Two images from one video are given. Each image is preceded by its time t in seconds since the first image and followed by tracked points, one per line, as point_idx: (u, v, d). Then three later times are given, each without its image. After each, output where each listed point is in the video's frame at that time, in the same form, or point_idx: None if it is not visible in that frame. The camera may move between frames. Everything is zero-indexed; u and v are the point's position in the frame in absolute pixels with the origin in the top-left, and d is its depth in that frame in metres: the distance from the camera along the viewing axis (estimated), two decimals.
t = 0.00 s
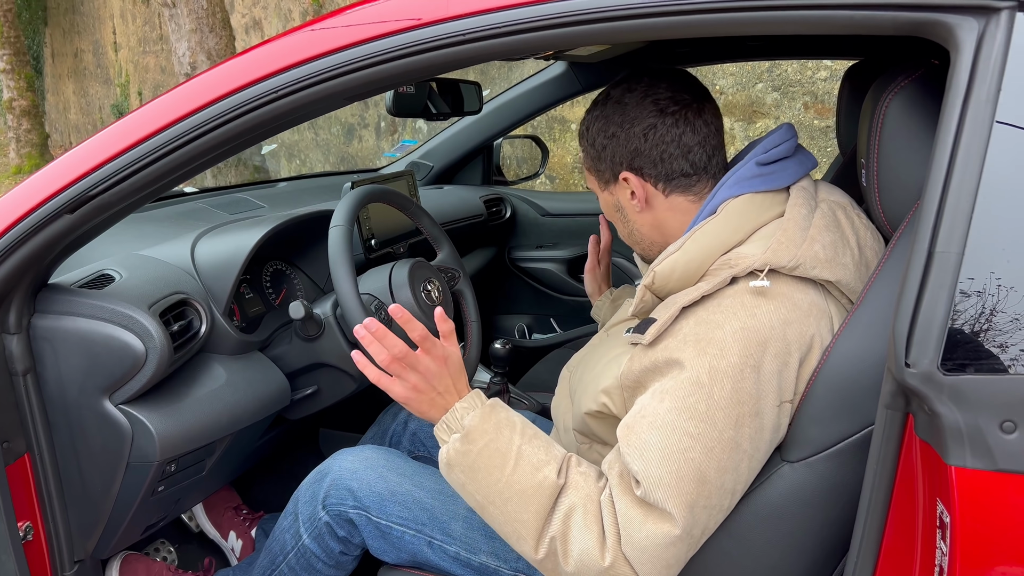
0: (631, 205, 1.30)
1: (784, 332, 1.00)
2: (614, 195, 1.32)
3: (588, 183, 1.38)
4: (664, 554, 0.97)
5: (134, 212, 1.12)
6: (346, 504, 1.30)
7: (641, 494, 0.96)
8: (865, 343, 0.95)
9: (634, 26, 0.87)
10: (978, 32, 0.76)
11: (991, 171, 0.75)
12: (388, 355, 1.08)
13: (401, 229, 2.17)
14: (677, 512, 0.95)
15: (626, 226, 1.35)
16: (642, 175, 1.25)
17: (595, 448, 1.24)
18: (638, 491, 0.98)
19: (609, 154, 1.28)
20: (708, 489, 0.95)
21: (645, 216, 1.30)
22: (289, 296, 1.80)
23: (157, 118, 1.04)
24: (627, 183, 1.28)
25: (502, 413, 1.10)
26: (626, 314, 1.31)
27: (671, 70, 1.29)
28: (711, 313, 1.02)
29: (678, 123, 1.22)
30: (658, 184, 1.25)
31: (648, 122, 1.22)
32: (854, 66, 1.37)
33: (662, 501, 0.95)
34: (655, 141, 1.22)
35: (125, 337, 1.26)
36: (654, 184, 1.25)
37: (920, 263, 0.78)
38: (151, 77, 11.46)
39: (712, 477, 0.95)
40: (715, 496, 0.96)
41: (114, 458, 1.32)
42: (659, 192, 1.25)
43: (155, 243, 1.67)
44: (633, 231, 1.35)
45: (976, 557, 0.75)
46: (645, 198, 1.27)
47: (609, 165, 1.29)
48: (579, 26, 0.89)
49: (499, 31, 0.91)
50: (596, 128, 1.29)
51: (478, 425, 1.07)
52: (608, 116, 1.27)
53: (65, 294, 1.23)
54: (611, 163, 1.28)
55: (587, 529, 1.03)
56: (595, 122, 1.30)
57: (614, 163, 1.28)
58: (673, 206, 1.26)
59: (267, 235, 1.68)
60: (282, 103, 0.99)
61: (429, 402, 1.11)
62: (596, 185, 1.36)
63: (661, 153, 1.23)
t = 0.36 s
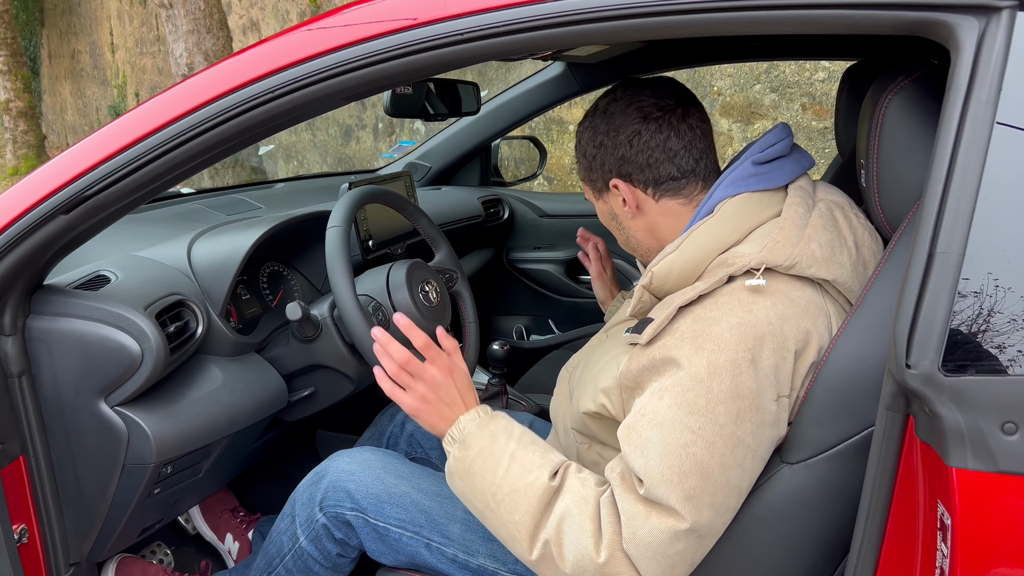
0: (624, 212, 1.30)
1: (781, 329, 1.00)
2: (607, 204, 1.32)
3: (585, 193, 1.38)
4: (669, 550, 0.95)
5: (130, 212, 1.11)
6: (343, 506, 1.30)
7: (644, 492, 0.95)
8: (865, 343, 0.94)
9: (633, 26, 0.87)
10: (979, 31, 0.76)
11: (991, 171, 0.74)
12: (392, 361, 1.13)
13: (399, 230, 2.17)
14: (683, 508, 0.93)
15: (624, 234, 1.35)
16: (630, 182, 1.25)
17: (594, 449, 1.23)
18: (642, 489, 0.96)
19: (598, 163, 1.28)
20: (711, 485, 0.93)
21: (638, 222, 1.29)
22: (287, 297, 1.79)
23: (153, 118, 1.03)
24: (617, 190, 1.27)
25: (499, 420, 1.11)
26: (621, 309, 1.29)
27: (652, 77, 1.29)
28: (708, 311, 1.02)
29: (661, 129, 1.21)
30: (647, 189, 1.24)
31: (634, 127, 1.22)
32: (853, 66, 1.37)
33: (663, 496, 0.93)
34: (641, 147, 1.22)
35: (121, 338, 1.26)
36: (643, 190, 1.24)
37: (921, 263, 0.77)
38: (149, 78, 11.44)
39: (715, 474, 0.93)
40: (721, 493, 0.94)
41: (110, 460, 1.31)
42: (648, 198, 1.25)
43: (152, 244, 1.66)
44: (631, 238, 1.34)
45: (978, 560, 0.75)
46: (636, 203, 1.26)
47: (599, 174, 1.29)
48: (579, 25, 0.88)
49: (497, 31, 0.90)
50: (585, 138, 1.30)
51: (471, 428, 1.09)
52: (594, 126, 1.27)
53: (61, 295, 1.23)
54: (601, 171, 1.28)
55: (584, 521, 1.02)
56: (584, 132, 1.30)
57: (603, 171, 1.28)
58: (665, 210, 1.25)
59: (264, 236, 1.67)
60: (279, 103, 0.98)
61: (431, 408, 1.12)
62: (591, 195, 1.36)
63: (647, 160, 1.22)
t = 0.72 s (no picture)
0: (619, 216, 1.27)
1: (772, 326, 1.00)
2: (602, 207, 1.28)
3: (575, 202, 1.34)
4: (670, 551, 0.94)
5: (130, 213, 1.11)
6: (348, 498, 1.30)
7: (642, 495, 0.95)
8: (864, 344, 0.94)
9: (631, 27, 0.87)
10: (979, 32, 0.76)
11: (991, 172, 0.74)
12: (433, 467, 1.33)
13: (397, 231, 2.17)
14: (687, 507, 0.93)
15: (614, 241, 1.31)
16: (631, 184, 1.23)
17: (593, 450, 1.23)
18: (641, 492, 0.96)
19: (596, 165, 1.26)
20: (711, 485, 0.93)
21: (633, 226, 1.27)
22: (286, 298, 1.79)
23: (153, 120, 1.03)
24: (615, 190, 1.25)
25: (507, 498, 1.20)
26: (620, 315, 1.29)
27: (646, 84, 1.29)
28: (700, 312, 1.02)
29: (666, 132, 1.23)
30: (648, 190, 1.23)
31: (644, 128, 1.23)
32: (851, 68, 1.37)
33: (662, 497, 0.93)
34: (649, 150, 1.22)
35: (120, 340, 1.25)
36: (644, 191, 1.23)
37: (921, 264, 0.77)
38: (149, 80, 11.44)
39: (717, 473, 0.93)
40: (724, 493, 0.93)
41: (110, 461, 1.31)
42: (648, 199, 1.24)
43: (152, 246, 1.66)
44: (620, 245, 1.30)
45: (978, 562, 0.75)
46: (635, 205, 1.25)
47: (598, 175, 1.26)
48: (578, 26, 0.88)
49: (496, 32, 0.90)
50: (583, 141, 1.27)
51: (489, 517, 1.19)
52: (594, 126, 1.26)
53: (60, 297, 1.23)
54: (601, 173, 1.26)
55: (583, 544, 1.04)
56: (582, 135, 1.28)
57: (603, 173, 1.25)
58: (664, 214, 1.24)
59: (263, 238, 1.67)
60: (279, 104, 0.98)
61: (465, 506, 1.26)
62: (582, 202, 1.32)
63: (647, 162, 1.22)
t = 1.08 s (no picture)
0: (699, 186, 1.25)
1: (789, 332, 1.00)
2: (682, 175, 1.24)
3: (639, 167, 1.23)
4: (689, 558, 0.94)
5: (135, 215, 1.11)
6: (360, 490, 1.33)
7: (660, 504, 0.94)
8: (871, 345, 0.94)
9: (637, 28, 0.87)
10: (984, 33, 0.75)
11: (998, 173, 0.74)
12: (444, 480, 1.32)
13: (402, 233, 2.17)
14: (693, 508, 0.93)
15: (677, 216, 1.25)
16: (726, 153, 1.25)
17: (598, 451, 1.23)
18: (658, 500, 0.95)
19: (689, 129, 1.22)
20: (721, 489, 0.93)
21: (704, 203, 1.27)
22: (290, 300, 1.80)
23: (157, 122, 1.03)
24: (708, 160, 1.25)
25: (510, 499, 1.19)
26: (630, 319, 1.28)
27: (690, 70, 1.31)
28: (716, 318, 1.02)
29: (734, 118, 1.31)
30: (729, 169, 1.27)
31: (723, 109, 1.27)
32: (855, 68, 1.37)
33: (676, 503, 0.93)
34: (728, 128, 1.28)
35: (125, 341, 1.26)
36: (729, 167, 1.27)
37: (928, 265, 0.77)
38: (150, 82, 11.46)
39: (725, 475, 0.93)
40: (731, 495, 0.93)
41: (114, 463, 1.31)
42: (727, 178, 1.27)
43: (156, 247, 1.66)
44: (682, 221, 1.26)
45: (984, 564, 0.75)
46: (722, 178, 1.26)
47: (691, 138, 1.23)
48: (583, 28, 0.88)
49: (499, 34, 0.90)
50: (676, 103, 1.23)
51: (491, 518, 1.17)
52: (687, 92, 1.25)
53: (66, 298, 1.23)
54: (693, 138, 1.23)
55: (594, 548, 1.04)
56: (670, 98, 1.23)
57: (698, 138, 1.23)
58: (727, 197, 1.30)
59: (269, 238, 1.67)
60: (283, 106, 0.99)
61: (466, 507, 1.22)
62: (654, 166, 1.23)
63: (721, 141, 1.26)
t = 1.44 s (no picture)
0: (638, 229, 1.25)
1: (797, 336, 0.99)
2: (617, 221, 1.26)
3: (581, 216, 1.30)
4: None
5: (135, 217, 1.11)
6: (353, 521, 1.34)
7: (702, 531, 0.93)
8: (875, 347, 0.95)
9: (638, 31, 0.86)
10: (988, 35, 0.75)
11: (1001, 176, 0.74)
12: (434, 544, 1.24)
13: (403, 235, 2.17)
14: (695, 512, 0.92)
15: (628, 252, 1.29)
16: (653, 198, 1.22)
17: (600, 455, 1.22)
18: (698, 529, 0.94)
19: (605, 181, 1.23)
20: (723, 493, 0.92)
21: (652, 240, 1.26)
22: (291, 302, 1.79)
23: (158, 124, 1.03)
24: (637, 208, 1.23)
25: (517, 562, 1.12)
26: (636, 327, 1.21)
27: (624, 99, 1.24)
28: (723, 324, 1.01)
29: (681, 138, 1.22)
30: (670, 204, 1.23)
31: (655, 140, 1.21)
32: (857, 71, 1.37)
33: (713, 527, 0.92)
34: (664, 160, 1.21)
35: (126, 344, 1.26)
36: (667, 204, 1.22)
37: (931, 268, 0.77)
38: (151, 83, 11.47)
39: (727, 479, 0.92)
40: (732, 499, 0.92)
41: (115, 466, 1.30)
42: (670, 212, 1.23)
43: (157, 250, 1.66)
44: (635, 257, 1.29)
45: (987, 567, 0.75)
46: (658, 220, 1.23)
47: (612, 192, 1.23)
48: (585, 31, 0.88)
49: (501, 36, 0.90)
50: (592, 159, 1.24)
51: None
52: (606, 140, 1.23)
53: (66, 301, 1.23)
54: (615, 190, 1.23)
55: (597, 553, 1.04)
56: (589, 152, 1.24)
57: (619, 190, 1.23)
58: (684, 224, 1.24)
59: (269, 241, 1.67)
60: (285, 108, 0.98)
61: None
62: (591, 216, 1.28)
63: (648, 177, 1.21)
